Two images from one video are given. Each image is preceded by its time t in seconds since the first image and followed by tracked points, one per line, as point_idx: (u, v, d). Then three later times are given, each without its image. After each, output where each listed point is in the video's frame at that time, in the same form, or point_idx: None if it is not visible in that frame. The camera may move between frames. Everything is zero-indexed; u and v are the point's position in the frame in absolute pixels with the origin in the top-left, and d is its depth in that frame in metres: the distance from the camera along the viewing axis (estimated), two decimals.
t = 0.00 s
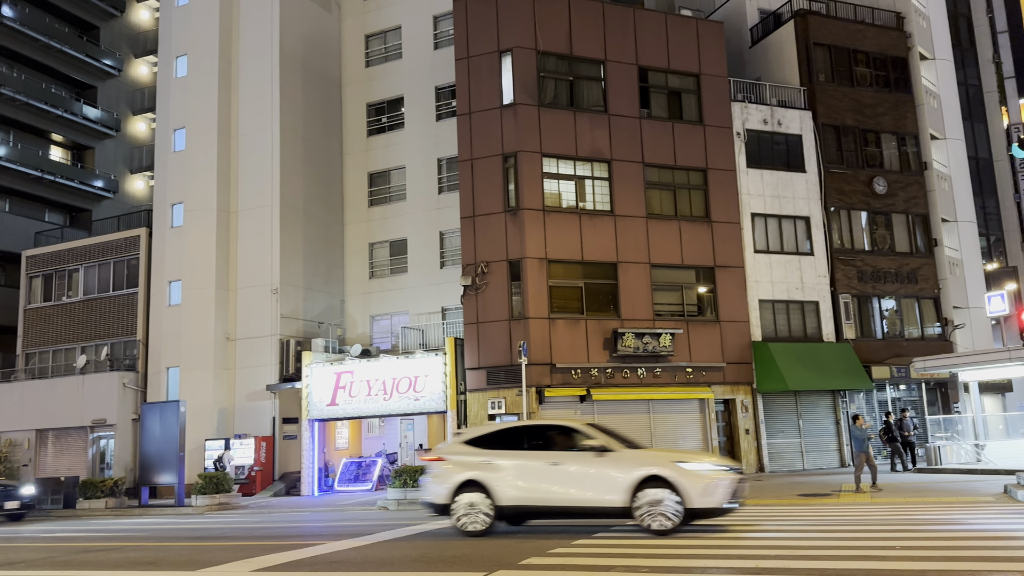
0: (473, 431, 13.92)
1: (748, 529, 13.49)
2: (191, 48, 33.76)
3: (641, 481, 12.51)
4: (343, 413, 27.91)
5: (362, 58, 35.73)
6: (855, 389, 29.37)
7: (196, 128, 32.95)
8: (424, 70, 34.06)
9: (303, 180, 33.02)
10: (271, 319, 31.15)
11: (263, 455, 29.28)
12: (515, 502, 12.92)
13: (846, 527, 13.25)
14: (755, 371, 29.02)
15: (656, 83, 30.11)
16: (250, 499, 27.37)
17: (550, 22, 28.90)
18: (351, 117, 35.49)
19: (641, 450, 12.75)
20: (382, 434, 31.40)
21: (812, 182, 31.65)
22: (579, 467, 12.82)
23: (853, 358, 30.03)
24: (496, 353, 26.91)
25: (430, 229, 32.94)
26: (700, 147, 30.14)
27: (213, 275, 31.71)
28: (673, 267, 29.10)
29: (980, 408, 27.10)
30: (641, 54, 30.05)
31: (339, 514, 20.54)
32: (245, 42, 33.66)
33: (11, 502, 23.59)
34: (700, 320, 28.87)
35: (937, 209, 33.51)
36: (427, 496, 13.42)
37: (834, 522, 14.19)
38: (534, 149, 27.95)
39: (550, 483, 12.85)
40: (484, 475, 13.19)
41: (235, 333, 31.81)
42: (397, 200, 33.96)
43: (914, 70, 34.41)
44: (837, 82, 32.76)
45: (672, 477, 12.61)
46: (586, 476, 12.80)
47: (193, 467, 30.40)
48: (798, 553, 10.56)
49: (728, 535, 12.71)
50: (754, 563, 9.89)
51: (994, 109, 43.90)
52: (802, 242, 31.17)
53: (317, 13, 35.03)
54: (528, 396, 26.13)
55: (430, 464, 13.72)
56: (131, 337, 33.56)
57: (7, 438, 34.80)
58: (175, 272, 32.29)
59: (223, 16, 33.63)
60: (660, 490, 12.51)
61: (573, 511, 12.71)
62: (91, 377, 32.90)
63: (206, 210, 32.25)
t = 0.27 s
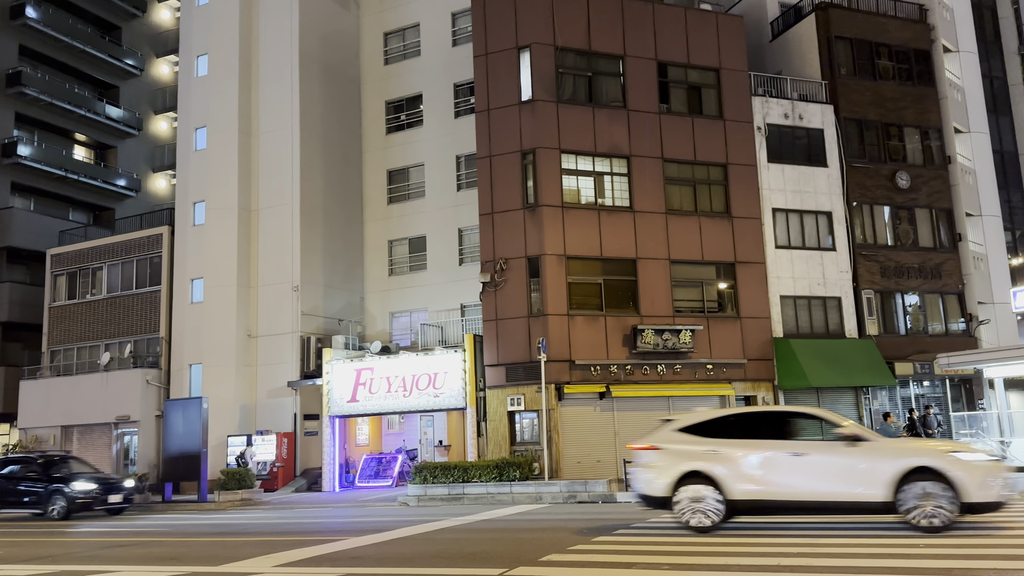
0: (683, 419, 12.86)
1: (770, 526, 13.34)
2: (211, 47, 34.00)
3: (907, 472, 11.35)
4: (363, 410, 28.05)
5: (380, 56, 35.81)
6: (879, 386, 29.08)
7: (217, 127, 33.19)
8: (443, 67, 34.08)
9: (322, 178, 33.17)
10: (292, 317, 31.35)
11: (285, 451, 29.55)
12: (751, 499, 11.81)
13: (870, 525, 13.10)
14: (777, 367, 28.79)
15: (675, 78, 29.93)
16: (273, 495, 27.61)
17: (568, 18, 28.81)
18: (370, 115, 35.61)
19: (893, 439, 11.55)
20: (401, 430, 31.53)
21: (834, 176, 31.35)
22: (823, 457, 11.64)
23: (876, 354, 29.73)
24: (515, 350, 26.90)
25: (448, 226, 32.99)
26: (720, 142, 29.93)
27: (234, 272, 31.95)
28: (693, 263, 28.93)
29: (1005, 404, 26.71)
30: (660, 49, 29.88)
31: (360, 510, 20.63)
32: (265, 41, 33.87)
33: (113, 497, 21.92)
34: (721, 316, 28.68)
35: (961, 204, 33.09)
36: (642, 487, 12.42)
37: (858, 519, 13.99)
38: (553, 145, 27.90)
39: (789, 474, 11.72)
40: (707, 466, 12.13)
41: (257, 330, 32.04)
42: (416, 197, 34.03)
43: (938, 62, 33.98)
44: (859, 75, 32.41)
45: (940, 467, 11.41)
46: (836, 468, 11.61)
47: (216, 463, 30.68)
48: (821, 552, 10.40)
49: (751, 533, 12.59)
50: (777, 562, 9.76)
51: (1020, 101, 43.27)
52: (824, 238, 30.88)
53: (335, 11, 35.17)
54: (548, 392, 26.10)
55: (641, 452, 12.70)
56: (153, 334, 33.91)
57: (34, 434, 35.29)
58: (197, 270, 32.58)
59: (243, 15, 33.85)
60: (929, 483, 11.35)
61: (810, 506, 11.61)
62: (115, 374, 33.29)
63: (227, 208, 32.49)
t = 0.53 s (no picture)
0: (929, 408, 11.98)
1: (784, 523, 13.29)
2: (225, 46, 34.17)
3: None
4: (377, 406, 28.13)
5: (393, 54, 35.86)
6: (894, 383, 28.90)
7: (231, 125, 33.34)
8: (455, 64, 34.09)
9: (336, 176, 33.27)
10: (306, 314, 31.49)
11: (298, 447, 29.55)
12: None
13: (885, 522, 13.02)
14: (791, 364, 28.66)
15: (689, 74, 29.82)
16: (288, 492, 27.46)
17: (581, 14, 28.75)
18: (383, 112, 35.67)
19: None
20: (415, 426, 31.56)
21: (849, 172, 31.14)
22: None
23: (892, 351, 29.55)
24: (528, 347, 26.91)
25: (461, 223, 33.02)
26: (734, 138, 29.79)
27: (249, 270, 32.12)
28: (707, 260, 28.83)
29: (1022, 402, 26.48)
30: (673, 44, 29.77)
31: (374, 506, 20.71)
32: (278, 39, 33.99)
33: (209, 491, 21.33)
34: (735, 313, 28.56)
35: (978, 199, 32.82)
36: (894, 480, 11.56)
37: (872, 516, 13.92)
38: (566, 142, 27.86)
39: None
40: (976, 456, 11.25)
41: (271, 327, 32.21)
42: (429, 194, 34.10)
43: (954, 57, 33.70)
44: (875, 70, 32.16)
45: None
46: None
47: (231, 460, 30.89)
48: (835, 549, 10.36)
49: (764, 530, 12.55)
50: (791, 559, 9.72)
51: None
52: (839, 234, 30.70)
53: (349, 9, 35.25)
54: (560, 389, 26.12)
55: (885, 443, 11.87)
56: (169, 331, 34.15)
57: (51, 430, 35.64)
58: (212, 268, 32.78)
59: (256, 14, 33.98)
60: None
61: None
62: (131, 371, 33.55)
63: (241, 206, 32.65)
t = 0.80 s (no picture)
0: None
1: (793, 521, 13.26)
2: (234, 45, 34.27)
3: None
4: (385, 404, 28.20)
5: (401, 52, 35.91)
6: (903, 380, 28.80)
7: (240, 123, 33.42)
8: (463, 62, 34.11)
9: (344, 174, 33.34)
10: (315, 312, 31.58)
11: (308, 444, 29.72)
12: None
13: (894, 520, 12.99)
14: (800, 362, 28.61)
15: (697, 71, 29.75)
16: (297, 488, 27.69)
17: (589, 11, 28.71)
18: (391, 111, 35.72)
19: None
20: (424, 424, 31.53)
21: (858, 169, 31.02)
22: None
23: (901, 349, 29.43)
24: (536, 345, 26.92)
25: (469, 220, 33.04)
26: (743, 135, 29.71)
27: (258, 268, 32.23)
28: (715, 258, 28.77)
29: None
30: (682, 42, 29.70)
31: (383, 504, 20.76)
32: (287, 38, 34.08)
33: (303, 488, 20.22)
34: (744, 311, 28.50)
35: (988, 196, 32.67)
36: None
37: (881, 514, 13.88)
38: (574, 139, 27.84)
39: None
40: None
41: (280, 325, 32.31)
42: (437, 192, 34.14)
43: (964, 53, 33.51)
44: (884, 66, 32.01)
45: None
46: None
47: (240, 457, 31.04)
48: (844, 547, 10.33)
49: (773, 528, 12.55)
50: (800, 557, 9.70)
51: None
52: (848, 231, 30.58)
53: (357, 8, 35.31)
54: (568, 387, 26.13)
55: None
56: (178, 329, 34.32)
57: (62, 427, 35.89)
58: (221, 265, 32.90)
59: (265, 12, 34.07)
60: None
61: None
62: (141, 368, 33.73)
63: (250, 204, 32.75)
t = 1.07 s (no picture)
0: None
1: (798, 520, 13.24)
2: (238, 44, 34.28)
3: None
4: (390, 402, 28.24)
5: (406, 50, 35.92)
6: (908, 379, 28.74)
7: (244, 122, 33.46)
8: (467, 60, 34.11)
9: (348, 173, 33.36)
10: (319, 310, 31.62)
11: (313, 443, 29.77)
12: None
13: (900, 519, 12.96)
14: (805, 360, 28.57)
15: (701, 69, 29.71)
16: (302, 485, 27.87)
17: (593, 10, 28.69)
18: (396, 109, 35.74)
19: None
20: (428, 423, 31.60)
21: (863, 167, 30.94)
22: None
23: (906, 347, 29.38)
24: (540, 343, 26.92)
25: (473, 219, 33.05)
26: (747, 133, 29.65)
27: (262, 266, 32.27)
28: (720, 256, 28.73)
29: None
30: (686, 40, 29.65)
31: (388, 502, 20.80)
32: (291, 37, 34.11)
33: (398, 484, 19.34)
34: (748, 309, 28.45)
35: (994, 194, 32.57)
36: None
37: (887, 513, 13.86)
38: (578, 138, 27.82)
39: None
40: None
41: (285, 323, 32.37)
42: (441, 190, 34.16)
43: (970, 51, 33.40)
44: (889, 64, 31.92)
45: None
46: None
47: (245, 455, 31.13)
48: (850, 546, 10.33)
49: (778, 526, 12.54)
50: (804, 556, 9.70)
51: None
52: (853, 230, 30.52)
53: (361, 7, 35.33)
54: (572, 385, 26.15)
55: None
56: (183, 328, 34.42)
57: (67, 426, 36.02)
58: (226, 264, 32.95)
59: (269, 11, 34.09)
60: None
61: None
62: (146, 367, 33.80)
63: (255, 203, 32.78)
